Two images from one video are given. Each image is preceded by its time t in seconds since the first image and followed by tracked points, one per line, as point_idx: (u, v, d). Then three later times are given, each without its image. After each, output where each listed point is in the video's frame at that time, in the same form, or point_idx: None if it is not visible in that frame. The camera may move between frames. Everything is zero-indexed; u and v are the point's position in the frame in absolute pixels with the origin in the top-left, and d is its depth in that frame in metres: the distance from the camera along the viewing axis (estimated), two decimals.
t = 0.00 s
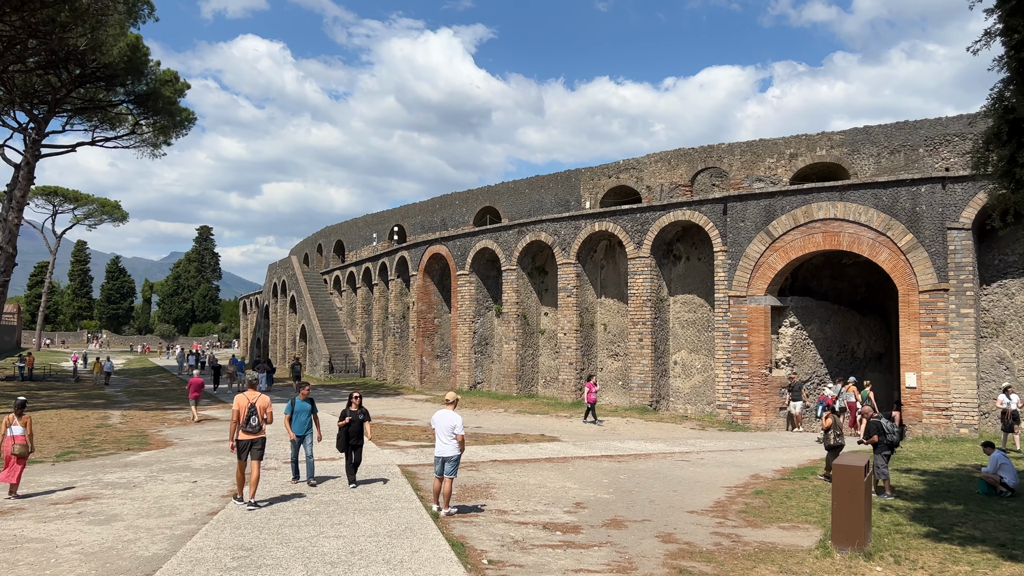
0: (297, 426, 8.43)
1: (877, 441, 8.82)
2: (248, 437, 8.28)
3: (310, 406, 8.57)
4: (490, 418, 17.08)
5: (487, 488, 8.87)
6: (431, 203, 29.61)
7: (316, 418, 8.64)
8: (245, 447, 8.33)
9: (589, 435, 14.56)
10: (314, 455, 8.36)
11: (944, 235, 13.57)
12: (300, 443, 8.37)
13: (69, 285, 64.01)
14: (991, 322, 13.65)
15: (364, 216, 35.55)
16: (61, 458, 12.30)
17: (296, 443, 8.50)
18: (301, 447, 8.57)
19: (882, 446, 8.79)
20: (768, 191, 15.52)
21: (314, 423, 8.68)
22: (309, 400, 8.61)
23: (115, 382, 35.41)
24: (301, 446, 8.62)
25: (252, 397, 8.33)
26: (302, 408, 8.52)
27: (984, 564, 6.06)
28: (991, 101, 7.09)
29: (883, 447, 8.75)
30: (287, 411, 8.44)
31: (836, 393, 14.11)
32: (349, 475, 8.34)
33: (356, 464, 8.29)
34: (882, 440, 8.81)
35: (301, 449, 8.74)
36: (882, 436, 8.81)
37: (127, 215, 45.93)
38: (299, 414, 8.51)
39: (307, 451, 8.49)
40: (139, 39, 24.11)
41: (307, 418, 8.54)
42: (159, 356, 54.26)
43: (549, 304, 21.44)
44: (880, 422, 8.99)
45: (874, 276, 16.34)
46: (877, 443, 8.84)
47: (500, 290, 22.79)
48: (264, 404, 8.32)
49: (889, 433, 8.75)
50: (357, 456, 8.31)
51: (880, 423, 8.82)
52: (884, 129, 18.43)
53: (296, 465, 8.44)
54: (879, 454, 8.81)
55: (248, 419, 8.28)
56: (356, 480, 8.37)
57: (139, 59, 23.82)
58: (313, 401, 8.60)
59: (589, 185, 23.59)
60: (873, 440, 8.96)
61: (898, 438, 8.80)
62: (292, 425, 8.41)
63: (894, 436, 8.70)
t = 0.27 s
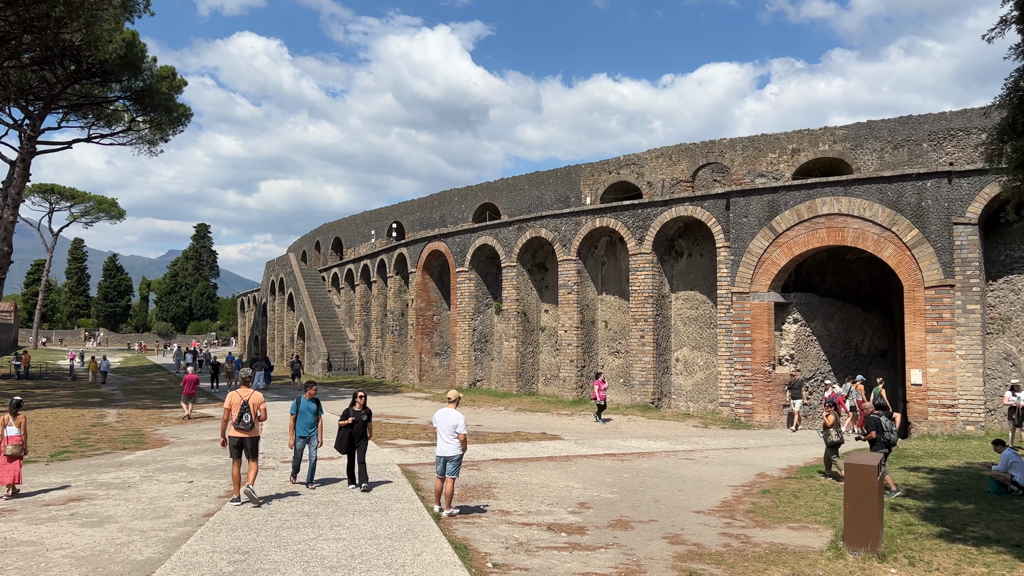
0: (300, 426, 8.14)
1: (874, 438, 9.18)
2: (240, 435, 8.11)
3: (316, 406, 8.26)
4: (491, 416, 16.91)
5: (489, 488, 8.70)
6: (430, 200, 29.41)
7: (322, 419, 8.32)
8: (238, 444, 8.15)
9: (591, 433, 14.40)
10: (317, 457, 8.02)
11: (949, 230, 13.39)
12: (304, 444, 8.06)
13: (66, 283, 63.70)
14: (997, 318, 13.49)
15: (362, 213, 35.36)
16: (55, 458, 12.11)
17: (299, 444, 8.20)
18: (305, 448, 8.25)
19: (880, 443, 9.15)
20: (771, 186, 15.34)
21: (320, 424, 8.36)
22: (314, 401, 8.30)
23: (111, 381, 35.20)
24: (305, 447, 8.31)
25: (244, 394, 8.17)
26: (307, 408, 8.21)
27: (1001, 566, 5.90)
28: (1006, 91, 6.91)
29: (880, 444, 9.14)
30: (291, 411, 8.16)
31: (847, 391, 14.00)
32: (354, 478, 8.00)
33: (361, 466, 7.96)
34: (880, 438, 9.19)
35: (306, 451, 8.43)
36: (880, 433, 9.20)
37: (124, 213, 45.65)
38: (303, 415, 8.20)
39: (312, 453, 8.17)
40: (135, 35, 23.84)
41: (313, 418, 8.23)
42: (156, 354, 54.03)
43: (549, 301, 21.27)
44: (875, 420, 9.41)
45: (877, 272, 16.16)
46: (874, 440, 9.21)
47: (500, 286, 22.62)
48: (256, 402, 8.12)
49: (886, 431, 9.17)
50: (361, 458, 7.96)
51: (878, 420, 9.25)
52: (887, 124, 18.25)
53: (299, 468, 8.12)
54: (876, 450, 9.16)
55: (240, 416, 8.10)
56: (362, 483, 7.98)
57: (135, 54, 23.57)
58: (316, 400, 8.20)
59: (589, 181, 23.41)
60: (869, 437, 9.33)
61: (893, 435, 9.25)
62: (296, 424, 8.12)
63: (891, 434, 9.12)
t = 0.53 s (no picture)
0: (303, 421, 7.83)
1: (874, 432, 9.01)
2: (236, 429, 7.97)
3: (320, 400, 7.92)
4: (492, 412, 16.77)
5: (491, 485, 8.57)
6: (430, 195, 29.23)
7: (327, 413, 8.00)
8: (234, 438, 8.01)
9: (593, 429, 14.27)
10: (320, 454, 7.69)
11: (955, 225, 13.23)
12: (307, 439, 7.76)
13: (64, 279, 63.45)
14: (1003, 313, 13.33)
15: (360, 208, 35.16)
16: (51, 455, 11.97)
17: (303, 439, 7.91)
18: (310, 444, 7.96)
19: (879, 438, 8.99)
20: (775, 179, 15.18)
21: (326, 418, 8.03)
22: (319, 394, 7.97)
23: (109, 377, 35.02)
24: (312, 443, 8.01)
25: (243, 388, 8.05)
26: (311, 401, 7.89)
27: (1017, 565, 5.76)
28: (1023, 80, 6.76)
29: (878, 440, 8.94)
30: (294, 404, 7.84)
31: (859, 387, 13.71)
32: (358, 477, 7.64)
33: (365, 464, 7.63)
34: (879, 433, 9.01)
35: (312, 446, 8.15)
36: (879, 428, 9.01)
37: (122, 208, 45.39)
38: (307, 409, 7.88)
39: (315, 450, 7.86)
40: (132, 28, 23.57)
41: (317, 412, 7.92)
42: (154, 350, 53.86)
43: (550, 296, 21.11)
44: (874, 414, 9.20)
45: (881, 267, 16.00)
46: (873, 434, 9.06)
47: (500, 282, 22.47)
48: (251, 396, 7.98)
49: (886, 426, 8.97)
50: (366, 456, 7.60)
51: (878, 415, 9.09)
52: (890, 118, 18.08)
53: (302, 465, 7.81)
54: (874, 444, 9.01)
55: (235, 411, 7.96)
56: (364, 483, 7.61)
57: (132, 47, 23.27)
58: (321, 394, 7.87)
59: (590, 175, 23.23)
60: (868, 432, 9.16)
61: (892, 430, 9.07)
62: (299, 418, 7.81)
63: (891, 429, 8.96)
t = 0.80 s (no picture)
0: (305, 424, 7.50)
1: (868, 431, 8.84)
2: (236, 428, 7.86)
3: (321, 401, 7.62)
4: (491, 410, 16.61)
5: (491, 484, 8.40)
6: (427, 191, 29.03)
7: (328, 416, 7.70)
8: (233, 438, 7.91)
9: (593, 427, 14.13)
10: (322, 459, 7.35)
11: (958, 220, 13.03)
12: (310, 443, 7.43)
13: (59, 276, 63.10)
14: (1007, 310, 13.19)
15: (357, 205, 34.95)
16: (43, 454, 11.79)
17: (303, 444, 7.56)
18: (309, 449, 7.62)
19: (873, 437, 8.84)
20: (777, 174, 15.02)
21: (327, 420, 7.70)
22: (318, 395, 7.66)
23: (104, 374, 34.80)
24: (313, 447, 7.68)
25: (241, 388, 7.87)
26: (312, 404, 7.57)
27: None
28: None
29: (872, 438, 8.83)
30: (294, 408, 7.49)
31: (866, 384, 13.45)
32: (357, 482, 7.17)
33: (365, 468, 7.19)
34: (873, 431, 8.85)
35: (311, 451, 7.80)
36: (874, 427, 8.83)
37: (117, 206, 45.09)
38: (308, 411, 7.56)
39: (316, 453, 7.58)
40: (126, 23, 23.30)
41: (318, 415, 7.60)
42: (150, 348, 53.57)
43: (548, 293, 20.95)
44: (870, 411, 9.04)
45: (882, 263, 15.85)
46: (868, 433, 8.91)
47: (498, 279, 22.30)
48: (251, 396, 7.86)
49: (881, 425, 8.79)
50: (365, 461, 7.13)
51: (872, 414, 8.94)
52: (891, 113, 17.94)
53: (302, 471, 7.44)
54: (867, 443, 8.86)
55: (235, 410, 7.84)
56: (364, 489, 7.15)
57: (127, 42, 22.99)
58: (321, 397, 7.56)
59: (589, 171, 23.07)
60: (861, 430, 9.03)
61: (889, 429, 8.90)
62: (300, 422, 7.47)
63: (886, 428, 8.80)
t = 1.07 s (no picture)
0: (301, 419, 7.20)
1: (856, 425, 8.55)
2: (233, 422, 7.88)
3: (316, 393, 7.32)
4: (486, 407, 16.43)
5: (488, 483, 8.24)
6: (422, 187, 28.80)
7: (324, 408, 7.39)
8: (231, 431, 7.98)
9: (590, 424, 13.97)
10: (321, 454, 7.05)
11: (959, 214, 12.90)
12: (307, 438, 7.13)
13: (51, 274, 62.59)
14: (1008, 305, 13.09)
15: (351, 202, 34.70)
16: (30, 453, 11.55)
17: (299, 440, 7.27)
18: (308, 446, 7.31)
19: (861, 431, 8.53)
20: (775, 169, 14.87)
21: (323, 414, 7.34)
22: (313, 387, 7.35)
23: (96, 372, 34.46)
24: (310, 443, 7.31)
25: (237, 382, 7.83)
26: (306, 396, 7.27)
27: None
28: None
29: (861, 432, 8.47)
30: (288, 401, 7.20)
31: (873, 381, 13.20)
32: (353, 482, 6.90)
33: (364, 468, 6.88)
34: (861, 425, 8.53)
35: (308, 446, 7.52)
36: (861, 420, 8.52)
37: (109, 203, 44.67)
38: (303, 404, 7.26)
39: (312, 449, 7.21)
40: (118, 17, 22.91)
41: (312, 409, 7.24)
42: (143, 346, 53.14)
43: (544, 289, 20.78)
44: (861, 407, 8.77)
45: (881, 258, 15.72)
46: (856, 427, 8.58)
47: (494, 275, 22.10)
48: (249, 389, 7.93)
49: (869, 418, 8.47)
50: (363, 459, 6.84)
51: (861, 407, 8.63)
52: (889, 107, 17.81)
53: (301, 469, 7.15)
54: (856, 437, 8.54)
55: (233, 403, 7.89)
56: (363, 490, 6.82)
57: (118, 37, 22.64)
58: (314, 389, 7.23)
59: (584, 167, 22.89)
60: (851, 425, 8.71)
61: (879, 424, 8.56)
62: (296, 417, 7.18)
63: (874, 421, 8.45)
